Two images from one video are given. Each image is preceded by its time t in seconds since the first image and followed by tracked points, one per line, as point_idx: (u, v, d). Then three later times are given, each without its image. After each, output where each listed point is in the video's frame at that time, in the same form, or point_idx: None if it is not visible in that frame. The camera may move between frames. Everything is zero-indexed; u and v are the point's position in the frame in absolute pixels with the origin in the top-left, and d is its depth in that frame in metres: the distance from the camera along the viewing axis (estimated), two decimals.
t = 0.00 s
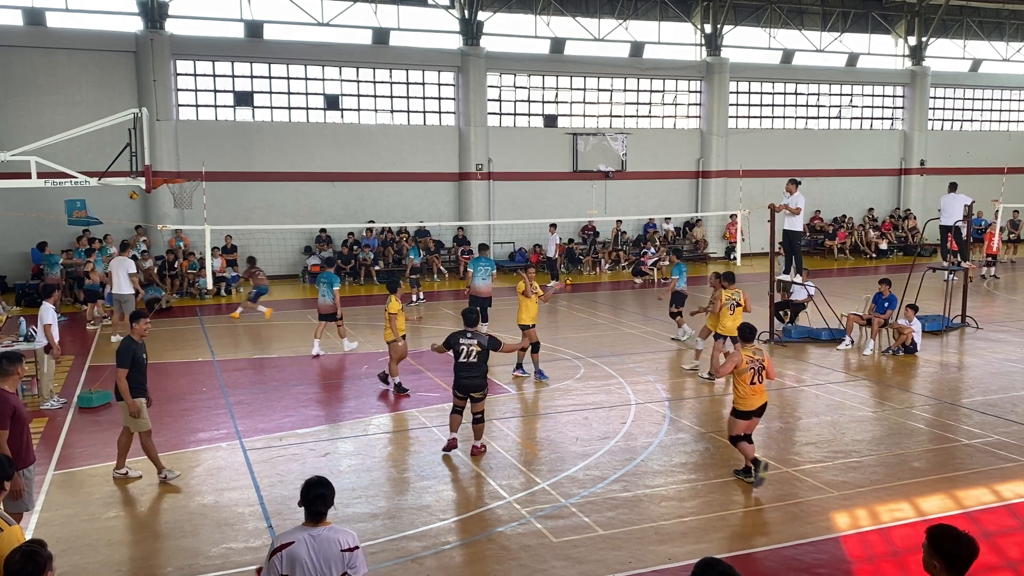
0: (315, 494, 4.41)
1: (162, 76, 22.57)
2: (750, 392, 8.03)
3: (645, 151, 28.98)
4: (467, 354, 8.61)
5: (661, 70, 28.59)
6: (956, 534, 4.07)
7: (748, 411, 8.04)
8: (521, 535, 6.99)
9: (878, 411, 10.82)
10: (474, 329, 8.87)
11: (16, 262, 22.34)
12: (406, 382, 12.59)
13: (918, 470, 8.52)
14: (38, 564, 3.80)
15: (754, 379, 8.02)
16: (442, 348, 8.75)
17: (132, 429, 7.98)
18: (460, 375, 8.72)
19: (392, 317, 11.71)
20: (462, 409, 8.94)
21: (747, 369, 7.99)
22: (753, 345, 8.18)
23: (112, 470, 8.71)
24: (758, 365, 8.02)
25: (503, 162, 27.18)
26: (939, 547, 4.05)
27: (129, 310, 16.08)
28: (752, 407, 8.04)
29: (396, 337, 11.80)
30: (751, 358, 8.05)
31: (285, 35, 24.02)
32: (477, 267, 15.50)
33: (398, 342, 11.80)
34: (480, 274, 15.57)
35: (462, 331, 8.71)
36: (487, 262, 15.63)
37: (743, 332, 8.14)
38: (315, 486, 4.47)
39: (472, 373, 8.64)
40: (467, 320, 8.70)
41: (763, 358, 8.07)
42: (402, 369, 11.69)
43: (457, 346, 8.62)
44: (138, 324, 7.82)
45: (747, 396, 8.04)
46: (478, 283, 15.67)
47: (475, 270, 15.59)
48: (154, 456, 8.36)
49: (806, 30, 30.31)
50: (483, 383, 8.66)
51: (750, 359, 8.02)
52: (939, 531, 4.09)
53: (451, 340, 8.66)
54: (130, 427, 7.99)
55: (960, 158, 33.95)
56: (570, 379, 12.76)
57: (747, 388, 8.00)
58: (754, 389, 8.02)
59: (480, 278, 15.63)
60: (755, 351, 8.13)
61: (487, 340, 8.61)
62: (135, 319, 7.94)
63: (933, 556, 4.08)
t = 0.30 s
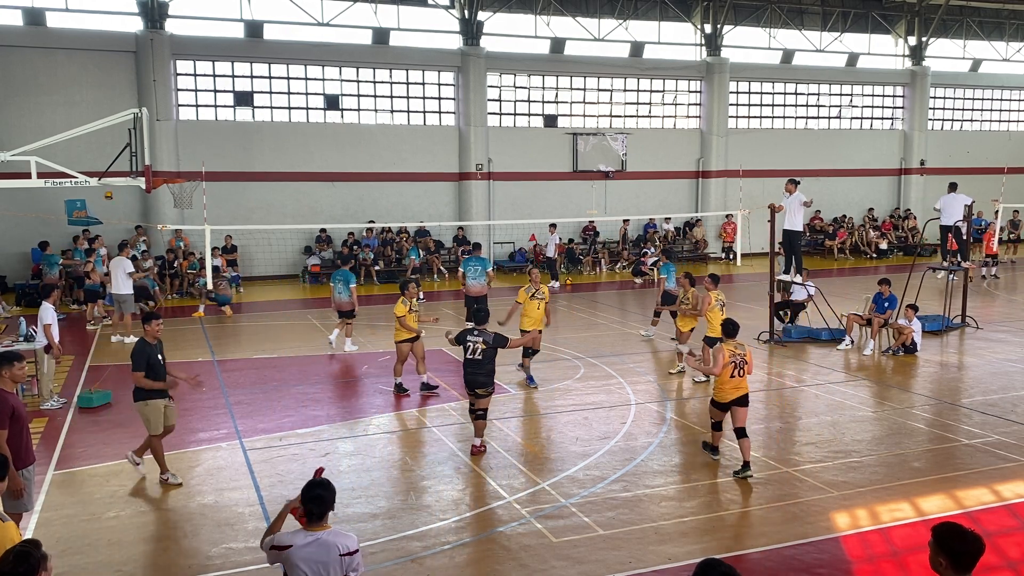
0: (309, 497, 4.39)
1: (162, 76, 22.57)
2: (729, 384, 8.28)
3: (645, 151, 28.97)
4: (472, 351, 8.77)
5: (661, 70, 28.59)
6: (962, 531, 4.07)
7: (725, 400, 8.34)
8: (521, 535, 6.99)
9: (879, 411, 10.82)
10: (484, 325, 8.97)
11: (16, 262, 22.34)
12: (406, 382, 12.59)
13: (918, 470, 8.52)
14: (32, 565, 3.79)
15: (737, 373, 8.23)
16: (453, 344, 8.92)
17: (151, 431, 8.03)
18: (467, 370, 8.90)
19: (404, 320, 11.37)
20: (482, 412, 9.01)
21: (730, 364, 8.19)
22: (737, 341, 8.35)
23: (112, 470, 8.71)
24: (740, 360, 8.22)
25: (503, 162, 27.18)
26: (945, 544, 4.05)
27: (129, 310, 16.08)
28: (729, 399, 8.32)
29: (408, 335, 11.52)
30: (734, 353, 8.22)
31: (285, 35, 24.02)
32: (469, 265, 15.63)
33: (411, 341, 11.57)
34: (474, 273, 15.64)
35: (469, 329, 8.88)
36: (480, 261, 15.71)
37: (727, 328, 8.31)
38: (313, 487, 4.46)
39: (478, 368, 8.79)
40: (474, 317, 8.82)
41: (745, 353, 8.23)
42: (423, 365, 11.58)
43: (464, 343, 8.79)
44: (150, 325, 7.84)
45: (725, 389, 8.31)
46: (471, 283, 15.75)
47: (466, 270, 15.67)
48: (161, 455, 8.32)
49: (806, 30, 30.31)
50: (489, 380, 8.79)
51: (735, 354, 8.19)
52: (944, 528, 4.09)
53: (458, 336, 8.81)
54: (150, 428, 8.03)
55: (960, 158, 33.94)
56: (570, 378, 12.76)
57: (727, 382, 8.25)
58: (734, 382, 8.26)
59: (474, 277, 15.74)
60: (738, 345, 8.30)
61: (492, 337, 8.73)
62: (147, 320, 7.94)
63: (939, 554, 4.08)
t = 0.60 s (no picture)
0: (306, 498, 4.38)
1: (162, 76, 22.57)
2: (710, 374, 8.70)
3: (645, 151, 28.97)
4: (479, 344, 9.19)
5: (661, 70, 28.58)
6: (954, 531, 4.08)
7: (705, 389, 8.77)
8: (521, 535, 6.99)
9: (878, 411, 10.82)
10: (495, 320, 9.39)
11: (16, 262, 22.35)
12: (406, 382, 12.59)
13: (918, 470, 8.52)
14: (29, 565, 3.80)
15: (714, 361, 8.66)
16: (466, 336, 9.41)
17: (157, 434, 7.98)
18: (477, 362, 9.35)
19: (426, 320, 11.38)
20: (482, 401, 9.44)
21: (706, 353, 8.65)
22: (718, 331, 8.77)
23: (112, 469, 8.71)
24: (718, 350, 8.63)
25: (503, 162, 27.18)
26: (937, 543, 4.05)
27: (129, 310, 16.07)
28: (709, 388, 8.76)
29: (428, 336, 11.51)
30: (712, 343, 8.63)
31: (285, 35, 24.02)
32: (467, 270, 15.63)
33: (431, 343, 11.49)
34: (473, 274, 15.67)
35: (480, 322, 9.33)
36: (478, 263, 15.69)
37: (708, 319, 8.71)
38: (314, 487, 4.46)
39: (486, 361, 9.23)
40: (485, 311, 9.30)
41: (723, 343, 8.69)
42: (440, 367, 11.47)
43: (474, 335, 9.26)
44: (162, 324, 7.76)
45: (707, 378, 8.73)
46: (470, 284, 15.80)
47: (465, 271, 15.68)
48: (182, 451, 8.39)
49: (806, 30, 30.32)
50: (496, 372, 9.17)
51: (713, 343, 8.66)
52: (936, 527, 4.10)
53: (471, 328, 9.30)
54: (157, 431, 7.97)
55: (960, 158, 33.94)
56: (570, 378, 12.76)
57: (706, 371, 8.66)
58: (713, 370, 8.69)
59: (472, 278, 15.78)
60: (718, 335, 8.70)
61: (495, 332, 9.10)
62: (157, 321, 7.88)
63: (931, 554, 4.09)
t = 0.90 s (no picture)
0: (309, 499, 4.37)
1: (162, 76, 22.57)
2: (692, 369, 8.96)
3: (645, 151, 28.98)
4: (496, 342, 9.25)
5: (661, 70, 28.58)
6: (944, 532, 4.07)
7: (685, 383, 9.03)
8: (521, 535, 6.99)
9: (878, 411, 10.82)
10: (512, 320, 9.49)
11: (16, 262, 22.35)
12: (406, 382, 12.60)
13: (918, 470, 8.52)
14: (19, 564, 3.80)
15: (697, 358, 8.93)
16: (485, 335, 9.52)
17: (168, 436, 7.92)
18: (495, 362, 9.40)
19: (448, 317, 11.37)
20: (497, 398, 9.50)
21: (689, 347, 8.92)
22: (700, 328, 9.13)
23: (112, 469, 8.72)
24: (700, 347, 8.93)
25: (503, 162, 27.18)
26: (924, 544, 4.05)
27: (128, 309, 16.08)
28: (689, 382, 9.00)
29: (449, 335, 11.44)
30: (695, 340, 8.95)
31: (285, 35, 24.01)
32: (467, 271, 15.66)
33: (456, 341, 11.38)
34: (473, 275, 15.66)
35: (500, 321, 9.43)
36: (479, 265, 15.68)
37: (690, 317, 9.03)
38: (316, 487, 4.45)
39: (503, 360, 9.27)
40: (505, 311, 9.43)
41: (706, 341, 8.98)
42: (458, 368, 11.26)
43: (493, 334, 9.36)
44: (180, 326, 7.75)
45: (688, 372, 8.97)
46: (470, 283, 15.82)
47: (467, 271, 15.69)
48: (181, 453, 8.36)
49: (806, 31, 30.32)
50: (514, 369, 9.24)
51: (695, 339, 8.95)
52: (924, 529, 4.09)
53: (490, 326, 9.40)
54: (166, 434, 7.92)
55: (961, 158, 33.94)
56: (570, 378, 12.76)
57: (689, 365, 8.91)
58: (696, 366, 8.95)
59: (472, 278, 15.80)
60: (700, 333, 9.02)
61: (514, 331, 9.21)
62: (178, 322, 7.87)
63: (920, 554, 4.07)
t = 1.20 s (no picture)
0: (313, 500, 4.36)
1: (162, 76, 22.57)
2: (670, 360, 9.54)
3: (645, 151, 28.97)
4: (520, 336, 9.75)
5: (661, 70, 28.59)
6: (942, 533, 4.07)
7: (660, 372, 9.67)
8: (521, 535, 6.99)
9: (878, 411, 10.83)
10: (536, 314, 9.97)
11: (16, 262, 22.35)
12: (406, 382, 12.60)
13: (917, 470, 8.52)
14: (16, 558, 3.80)
15: (676, 350, 9.47)
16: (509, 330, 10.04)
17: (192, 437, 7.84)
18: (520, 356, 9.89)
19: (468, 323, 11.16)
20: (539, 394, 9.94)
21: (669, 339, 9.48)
22: (681, 321, 9.59)
23: (112, 469, 8.72)
24: (680, 340, 9.41)
25: (503, 162, 27.18)
26: (921, 546, 4.03)
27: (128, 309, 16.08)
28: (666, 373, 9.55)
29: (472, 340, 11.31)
30: (675, 333, 9.43)
31: (285, 35, 24.01)
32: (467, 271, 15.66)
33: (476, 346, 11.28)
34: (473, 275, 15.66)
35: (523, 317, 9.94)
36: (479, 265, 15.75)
37: (672, 310, 9.51)
38: (320, 488, 4.44)
39: (528, 352, 9.73)
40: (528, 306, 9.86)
41: (688, 335, 9.44)
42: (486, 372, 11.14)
43: (516, 329, 9.85)
44: (199, 324, 7.73)
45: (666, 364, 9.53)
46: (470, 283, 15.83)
47: (467, 271, 15.69)
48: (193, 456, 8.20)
49: (806, 30, 30.31)
50: (538, 360, 9.70)
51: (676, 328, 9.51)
52: (921, 530, 4.08)
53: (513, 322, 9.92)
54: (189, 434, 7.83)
55: (961, 158, 33.94)
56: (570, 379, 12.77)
57: (666, 356, 9.49)
58: (675, 357, 9.49)
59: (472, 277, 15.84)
60: (681, 325, 9.48)
61: (537, 323, 9.69)
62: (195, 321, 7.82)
63: (915, 556, 4.07)
